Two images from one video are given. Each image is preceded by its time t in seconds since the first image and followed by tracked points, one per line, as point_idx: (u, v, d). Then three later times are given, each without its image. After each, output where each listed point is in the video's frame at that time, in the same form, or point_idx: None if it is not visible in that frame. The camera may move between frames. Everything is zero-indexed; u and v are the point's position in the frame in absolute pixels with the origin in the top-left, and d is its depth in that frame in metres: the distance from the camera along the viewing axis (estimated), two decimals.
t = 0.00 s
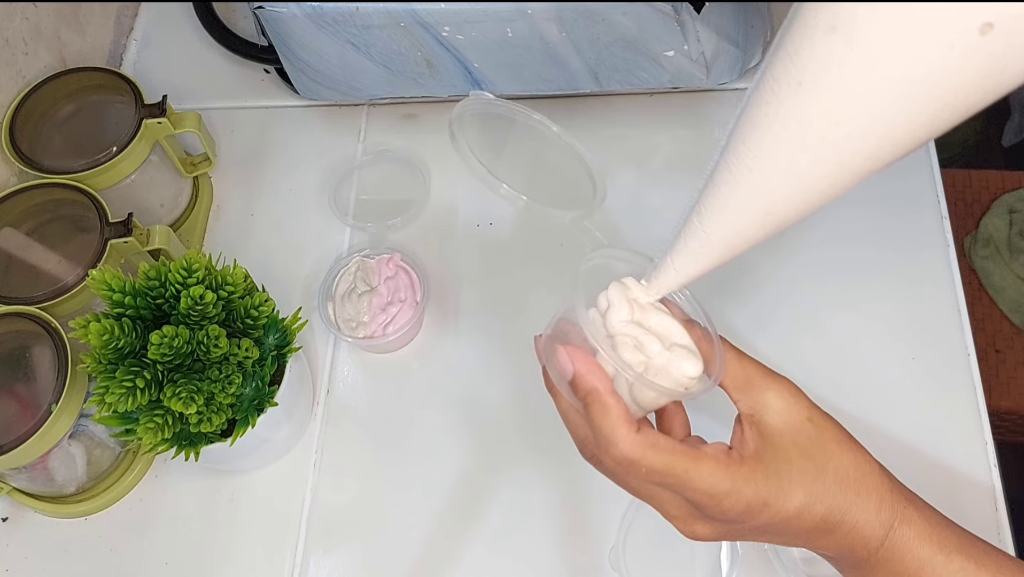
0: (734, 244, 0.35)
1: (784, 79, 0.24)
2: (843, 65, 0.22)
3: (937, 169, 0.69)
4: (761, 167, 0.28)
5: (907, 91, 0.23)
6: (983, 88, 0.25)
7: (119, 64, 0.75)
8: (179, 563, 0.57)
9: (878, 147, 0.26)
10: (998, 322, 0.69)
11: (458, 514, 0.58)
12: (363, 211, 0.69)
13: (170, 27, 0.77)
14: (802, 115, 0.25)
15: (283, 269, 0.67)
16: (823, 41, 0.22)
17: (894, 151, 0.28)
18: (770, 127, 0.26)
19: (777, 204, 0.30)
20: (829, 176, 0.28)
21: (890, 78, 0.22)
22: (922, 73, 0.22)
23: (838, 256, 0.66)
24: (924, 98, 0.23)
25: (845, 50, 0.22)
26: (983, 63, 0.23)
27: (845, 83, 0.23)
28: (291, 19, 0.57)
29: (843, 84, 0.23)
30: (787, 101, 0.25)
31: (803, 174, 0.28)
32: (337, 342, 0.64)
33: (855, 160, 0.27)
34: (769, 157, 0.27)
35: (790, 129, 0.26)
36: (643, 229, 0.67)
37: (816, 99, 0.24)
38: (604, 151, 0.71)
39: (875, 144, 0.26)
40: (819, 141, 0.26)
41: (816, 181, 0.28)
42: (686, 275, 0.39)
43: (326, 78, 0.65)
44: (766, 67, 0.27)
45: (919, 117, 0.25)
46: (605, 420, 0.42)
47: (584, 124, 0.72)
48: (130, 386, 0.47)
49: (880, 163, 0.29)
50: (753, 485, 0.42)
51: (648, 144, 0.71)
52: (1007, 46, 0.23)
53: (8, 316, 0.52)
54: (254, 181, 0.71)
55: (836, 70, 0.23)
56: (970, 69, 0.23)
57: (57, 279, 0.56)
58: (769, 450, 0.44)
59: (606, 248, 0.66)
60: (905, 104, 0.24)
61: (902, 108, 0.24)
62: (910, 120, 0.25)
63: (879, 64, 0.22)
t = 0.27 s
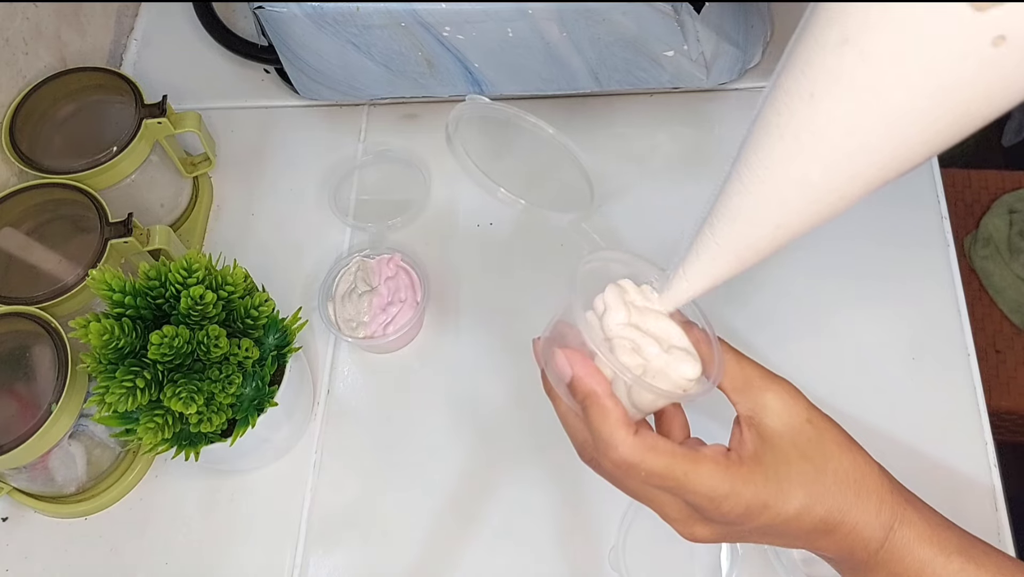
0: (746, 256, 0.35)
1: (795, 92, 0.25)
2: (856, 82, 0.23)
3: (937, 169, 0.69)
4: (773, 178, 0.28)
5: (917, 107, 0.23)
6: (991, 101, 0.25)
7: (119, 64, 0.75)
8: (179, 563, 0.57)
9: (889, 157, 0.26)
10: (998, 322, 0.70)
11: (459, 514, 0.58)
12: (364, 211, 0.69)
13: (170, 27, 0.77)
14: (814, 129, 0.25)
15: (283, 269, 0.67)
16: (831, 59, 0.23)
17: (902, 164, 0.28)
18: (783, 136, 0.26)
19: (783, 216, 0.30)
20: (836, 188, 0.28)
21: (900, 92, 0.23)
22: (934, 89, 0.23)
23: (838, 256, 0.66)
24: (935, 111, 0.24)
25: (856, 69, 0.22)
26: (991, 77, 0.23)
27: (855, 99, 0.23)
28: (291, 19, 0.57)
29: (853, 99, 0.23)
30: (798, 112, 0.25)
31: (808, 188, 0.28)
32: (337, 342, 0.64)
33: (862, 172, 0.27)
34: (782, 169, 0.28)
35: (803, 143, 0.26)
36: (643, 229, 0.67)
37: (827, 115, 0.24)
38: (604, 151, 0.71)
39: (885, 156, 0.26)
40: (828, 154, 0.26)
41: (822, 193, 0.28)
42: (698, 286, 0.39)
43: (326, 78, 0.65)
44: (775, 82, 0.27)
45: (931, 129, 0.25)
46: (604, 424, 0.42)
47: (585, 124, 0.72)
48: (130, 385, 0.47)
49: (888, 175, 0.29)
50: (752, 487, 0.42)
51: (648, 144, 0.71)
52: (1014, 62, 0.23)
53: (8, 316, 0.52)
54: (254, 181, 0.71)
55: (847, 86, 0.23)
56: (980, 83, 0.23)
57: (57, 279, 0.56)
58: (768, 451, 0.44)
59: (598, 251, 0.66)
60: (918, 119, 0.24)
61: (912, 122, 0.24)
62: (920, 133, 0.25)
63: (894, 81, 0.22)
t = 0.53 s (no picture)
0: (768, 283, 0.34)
1: (817, 112, 0.24)
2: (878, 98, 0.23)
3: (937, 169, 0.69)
4: (797, 200, 0.28)
5: (939, 119, 0.23)
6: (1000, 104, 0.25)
7: (119, 64, 0.75)
8: (179, 563, 0.57)
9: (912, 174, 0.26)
10: (999, 322, 0.69)
11: (458, 514, 0.58)
12: (363, 211, 0.69)
13: (170, 27, 0.77)
14: (837, 149, 0.25)
15: (283, 269, 0.67)
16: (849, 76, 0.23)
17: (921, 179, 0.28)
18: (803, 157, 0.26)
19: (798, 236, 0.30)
20: (858, 208, 0.28)
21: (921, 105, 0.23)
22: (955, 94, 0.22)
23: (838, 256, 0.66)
24: (956, 120, 0.24)
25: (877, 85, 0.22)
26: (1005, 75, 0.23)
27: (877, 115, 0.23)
28: (291, 19, 0.57)
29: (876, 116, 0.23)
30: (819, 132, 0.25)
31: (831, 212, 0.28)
32: (337, 343, 0.64)
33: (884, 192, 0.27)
34: (804, 190, 0.27)
35: (826, 163, 0.26)
36: (643, 229, 0.67)
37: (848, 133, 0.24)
38: (604, 151, 0.71)
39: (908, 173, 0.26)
40: (851, 175, 0.26)
41: (843, 215, 0.28)
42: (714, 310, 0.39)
43: (326, 78, 0.65)
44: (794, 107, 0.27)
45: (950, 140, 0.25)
46: (603, 424, 0.42)
47: (585, 124, 0.72)
48: (130, 385, 0.47)
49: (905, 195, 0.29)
50: (751, 486, 0.42)
51: (648, 144, 0.71)
52: None
53: (8, 316, 0.52)
54: (254, 181, 0.71)
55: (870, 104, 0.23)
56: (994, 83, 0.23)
57: (57, 279, 0.56)
58: (768, 451, 0.45)
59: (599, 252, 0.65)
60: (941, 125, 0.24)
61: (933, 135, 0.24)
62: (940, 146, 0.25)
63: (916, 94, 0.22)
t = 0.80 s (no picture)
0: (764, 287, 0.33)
1: (806, 96, 0.23)
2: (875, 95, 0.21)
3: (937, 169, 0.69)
4: (791, 195, 0.26)
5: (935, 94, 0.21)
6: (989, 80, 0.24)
7: (119, 64, 0.75)
8: (178, 563, 0.57)
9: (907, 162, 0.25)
10: (998, 321, 0.69)
11: (459, 514, 0.58)
12: (363, 212, 0.69)
13: (170, 27, 0.77)
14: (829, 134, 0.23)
15: (283, 269, 0.67)
16: (839, 76, 0.21)
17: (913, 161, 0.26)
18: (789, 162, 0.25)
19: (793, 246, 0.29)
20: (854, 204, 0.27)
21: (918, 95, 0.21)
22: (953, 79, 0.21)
23: (837, 257, 0.66)
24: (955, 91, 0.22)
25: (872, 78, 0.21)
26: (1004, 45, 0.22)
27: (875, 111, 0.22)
28: (291, 19, 0.57)
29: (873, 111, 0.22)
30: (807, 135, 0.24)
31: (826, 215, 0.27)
32: (337, 343, 0.64)
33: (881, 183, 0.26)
34: (797, 181, 0.25)
35: (819, 151, 0.24)
36: (643, 229, 0.67)
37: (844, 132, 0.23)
38: (604, 152, 0.71)
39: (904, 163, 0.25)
40: (846, 175, 0.24)
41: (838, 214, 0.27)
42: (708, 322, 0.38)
43: (326, 78, 0.65)
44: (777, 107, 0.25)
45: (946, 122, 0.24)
46: (581, 444, 0.43)
47: (585, 125, 0.72)
48: (130, 385, 0.47)
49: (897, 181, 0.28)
50: (736, 500, 0.43)
51: (648, 144, 0.71)
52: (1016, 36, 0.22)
53: (8, 316, 0.52)
54: (254, 181, 0.71)
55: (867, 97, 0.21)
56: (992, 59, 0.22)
57: (57, 279, 0.56)
58: (760, 463, 0.45)
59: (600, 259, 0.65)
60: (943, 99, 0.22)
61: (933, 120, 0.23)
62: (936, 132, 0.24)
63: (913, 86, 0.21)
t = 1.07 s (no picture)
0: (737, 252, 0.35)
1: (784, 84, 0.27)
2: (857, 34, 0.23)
3: (937, 169, 0.69)
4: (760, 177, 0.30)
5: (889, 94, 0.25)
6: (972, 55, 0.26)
7: (119, 64, 0.75)
8: (179, 563, 0.57)
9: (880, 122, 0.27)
10: (998, 321, 0.69)
11: (459, 514, 0.58)
12: (363, 212, 0.69)
13: (170, 27, 0.77)
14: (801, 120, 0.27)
15: (283, 268, 0.67)
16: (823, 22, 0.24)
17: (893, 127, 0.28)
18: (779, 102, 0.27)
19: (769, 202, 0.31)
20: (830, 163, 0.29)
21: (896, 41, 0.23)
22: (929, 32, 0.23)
23: (837, 257, 0.66)
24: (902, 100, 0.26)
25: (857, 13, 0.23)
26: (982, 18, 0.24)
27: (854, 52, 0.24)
28: (291, 19, 0.57)
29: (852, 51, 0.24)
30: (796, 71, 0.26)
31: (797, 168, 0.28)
32: (337, 343, 0.64)
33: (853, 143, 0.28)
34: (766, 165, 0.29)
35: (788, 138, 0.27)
36: (643, 229, 0.67)
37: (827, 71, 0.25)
38: (604, 151, 0.71)
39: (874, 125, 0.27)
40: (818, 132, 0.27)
41: (811, 172, 0.29)
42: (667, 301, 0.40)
43: (326, 78, 0.65)
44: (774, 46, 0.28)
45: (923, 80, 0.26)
46: (555, 462, 0.45)
47: (585, 125, 0.72)
48: (130, 385, 0.47)
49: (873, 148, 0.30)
50: (712, 521, 0.44)
51: (648, 144, 0.71)
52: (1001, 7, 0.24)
53: (8, 316, 0.52)
54: (254, 181, 0.71)
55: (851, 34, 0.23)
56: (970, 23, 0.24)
57: (57, 279, 0.56)
58: (746, 484, 0.45)
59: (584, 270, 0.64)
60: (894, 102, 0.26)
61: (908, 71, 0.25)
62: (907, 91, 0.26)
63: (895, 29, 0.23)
